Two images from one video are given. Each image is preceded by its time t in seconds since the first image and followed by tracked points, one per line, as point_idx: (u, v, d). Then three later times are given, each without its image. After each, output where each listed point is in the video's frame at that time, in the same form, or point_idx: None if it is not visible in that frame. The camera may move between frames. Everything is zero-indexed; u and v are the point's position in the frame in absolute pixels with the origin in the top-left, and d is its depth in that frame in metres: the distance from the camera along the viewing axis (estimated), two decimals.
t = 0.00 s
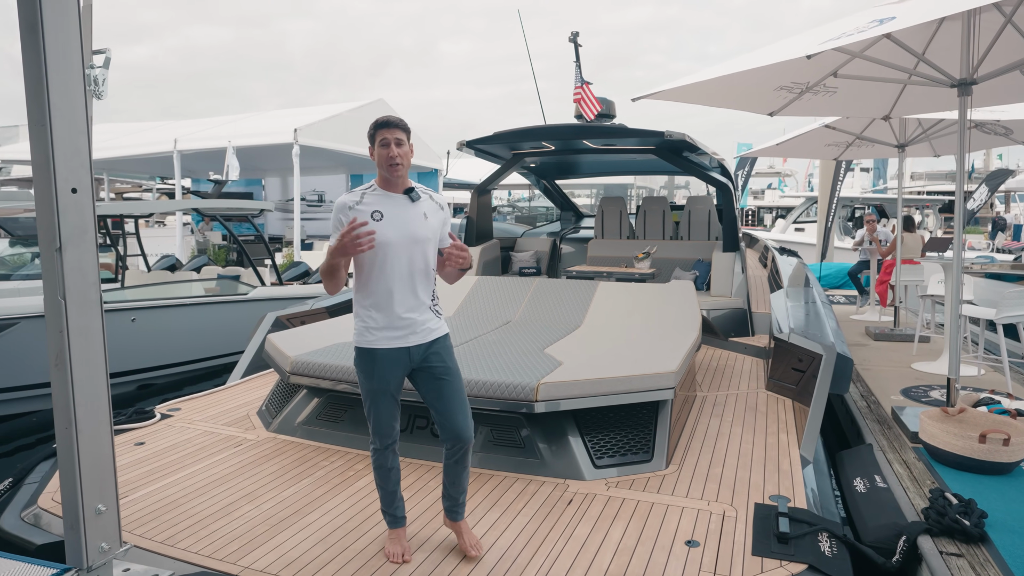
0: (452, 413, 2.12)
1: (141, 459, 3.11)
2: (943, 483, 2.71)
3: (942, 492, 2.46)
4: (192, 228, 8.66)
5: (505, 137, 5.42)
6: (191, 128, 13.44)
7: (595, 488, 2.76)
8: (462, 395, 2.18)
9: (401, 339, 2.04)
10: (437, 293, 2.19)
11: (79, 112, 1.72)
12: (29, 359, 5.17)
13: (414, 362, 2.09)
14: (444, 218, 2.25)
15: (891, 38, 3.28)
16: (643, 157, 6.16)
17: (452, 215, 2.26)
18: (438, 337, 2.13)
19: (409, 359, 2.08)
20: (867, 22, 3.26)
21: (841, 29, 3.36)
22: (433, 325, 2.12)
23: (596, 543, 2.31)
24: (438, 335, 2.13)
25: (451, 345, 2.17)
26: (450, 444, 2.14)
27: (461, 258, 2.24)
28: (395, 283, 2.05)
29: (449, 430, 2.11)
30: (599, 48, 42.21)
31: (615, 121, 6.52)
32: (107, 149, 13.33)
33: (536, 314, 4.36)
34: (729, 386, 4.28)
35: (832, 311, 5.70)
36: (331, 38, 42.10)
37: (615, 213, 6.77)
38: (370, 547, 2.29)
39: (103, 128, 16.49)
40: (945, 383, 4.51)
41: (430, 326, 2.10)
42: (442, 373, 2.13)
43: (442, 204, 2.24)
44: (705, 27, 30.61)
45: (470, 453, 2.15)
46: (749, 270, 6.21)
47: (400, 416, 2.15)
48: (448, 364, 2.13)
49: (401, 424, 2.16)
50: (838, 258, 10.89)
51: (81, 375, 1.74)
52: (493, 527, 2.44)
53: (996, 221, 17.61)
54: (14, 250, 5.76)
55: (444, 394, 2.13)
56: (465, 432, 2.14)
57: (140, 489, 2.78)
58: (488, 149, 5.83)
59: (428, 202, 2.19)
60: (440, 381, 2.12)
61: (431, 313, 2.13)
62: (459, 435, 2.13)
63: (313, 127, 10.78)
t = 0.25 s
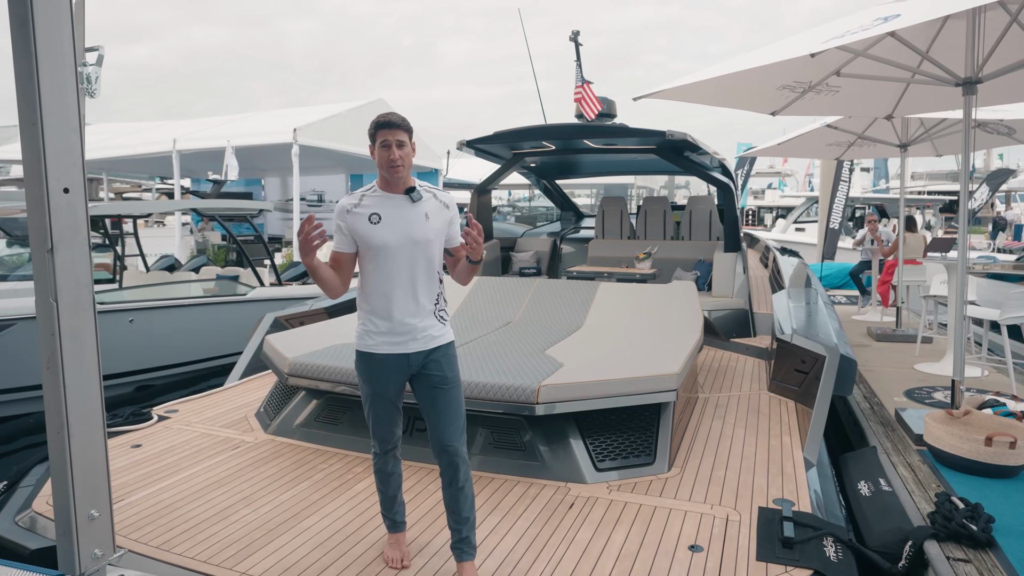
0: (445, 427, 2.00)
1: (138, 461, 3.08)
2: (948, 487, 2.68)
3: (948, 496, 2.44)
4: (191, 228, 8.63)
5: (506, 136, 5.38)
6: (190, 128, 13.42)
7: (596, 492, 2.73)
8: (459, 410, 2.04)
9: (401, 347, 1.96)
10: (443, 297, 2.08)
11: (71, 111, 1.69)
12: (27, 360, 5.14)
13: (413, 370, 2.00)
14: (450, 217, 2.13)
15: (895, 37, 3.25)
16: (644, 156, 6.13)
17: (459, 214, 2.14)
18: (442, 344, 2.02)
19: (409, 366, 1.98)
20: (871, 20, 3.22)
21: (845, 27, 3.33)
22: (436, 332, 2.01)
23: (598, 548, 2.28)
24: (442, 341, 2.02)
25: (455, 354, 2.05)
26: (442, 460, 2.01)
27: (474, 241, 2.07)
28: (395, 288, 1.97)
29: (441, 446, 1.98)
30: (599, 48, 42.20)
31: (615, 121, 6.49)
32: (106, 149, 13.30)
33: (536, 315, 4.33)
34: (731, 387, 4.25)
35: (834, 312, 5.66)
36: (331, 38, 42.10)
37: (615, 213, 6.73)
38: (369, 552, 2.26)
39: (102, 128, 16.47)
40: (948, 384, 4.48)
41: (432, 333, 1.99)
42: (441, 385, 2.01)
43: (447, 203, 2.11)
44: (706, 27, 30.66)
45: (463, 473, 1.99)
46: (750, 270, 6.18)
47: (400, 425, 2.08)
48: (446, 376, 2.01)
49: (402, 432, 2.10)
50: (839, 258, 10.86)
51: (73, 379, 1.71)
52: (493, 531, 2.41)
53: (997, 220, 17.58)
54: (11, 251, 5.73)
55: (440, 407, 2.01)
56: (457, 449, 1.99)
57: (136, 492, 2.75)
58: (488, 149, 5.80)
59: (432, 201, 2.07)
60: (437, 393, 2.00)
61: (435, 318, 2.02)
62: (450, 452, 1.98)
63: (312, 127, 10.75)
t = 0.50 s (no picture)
0: (448, 441, 1.90)
1: (133, 464, 3.05)
2: (953, 490, 2.65)
3: (953, 500, 2.40)
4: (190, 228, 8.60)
5: (505, 136, 5.36)
6: (189, 128, 13.38)
7: (597, 495, 2.70)
8: (464, 424, 1.95)
9: (407, 353, 1.88)
10: (455, 302, 1.98)
11: (62, 109, 1.65)
12: (24, 361, 5.11)
13: (419, 379, 1.92)
14: (463, 218, 2.04)
15: (898, 35, 3.22)
16: (644, 156, 6.10)
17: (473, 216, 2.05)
18: (451, 351, 1.92)
19: (415, 375, 1.90)
20: (874, 18, 3.20)
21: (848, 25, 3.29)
22: (444, 339, 1.92)
23: (599, 552, 2.25)
24: (451, 348, 1.93)
25: (464, 365, 1.96)
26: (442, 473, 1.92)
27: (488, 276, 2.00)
28: (403, 292, 1.90)
29: (442, 459, 1.89)
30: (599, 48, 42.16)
31: (615, 121, 6.46)
32: (105, 148, 13.28)
33: (537, 316, 4.30)
34: (733, 388, 4.22)
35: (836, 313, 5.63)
36: (331, 39, 42.08)
37: (616, 213, 6.70)
38: (367, 556, 2.23)
39: (101, 127, 16.42)
40: (951, 385, 4.45)
41: (440, 340, 1.90)
42: (447, 398, 1.92)
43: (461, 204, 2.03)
44: (706, 27, 30.63)
45: (463, 489, 1.90)
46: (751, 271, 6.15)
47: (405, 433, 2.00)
48: (453, 388, 1.92)
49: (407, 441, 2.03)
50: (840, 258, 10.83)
51: (65, 382, 1.68)
52: (493, 535, 2.38)
53: (997, 220, 17.55)
54: (9, 251, 5.70)
55: (445, 420, 1.92)
56: (458, 464, 1.90)
57: (132, 495, 2.72)
58: (488, 149, 5.77)
59: (443, 201, 1.98)
60: (442, 405, 1.91)
61: (444, 323, 1.93)
62: (450, 466, 1.89)
63: (311, 127, 10.71)
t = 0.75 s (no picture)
0: (454, 450, 1.82)
1: (129, 466, 3.02)
2: (957, 493, 2.63)
3: (957, 503, 2.38)
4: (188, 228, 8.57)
5: (504, 136, 5.33)
6: (188, 129, 13.36)
7: (596, 498, 2.67)
8: (472, 436, 1.85)
9: (416, 356, 1.80)
10: (468, 303, 1.87)
11: (51, 107, 1.61)
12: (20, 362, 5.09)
13: (429, 386, 1.83)
14: (477, 214, 1.91)
15: (899, 33, 3.20)
16: (644, 156, 6.07)
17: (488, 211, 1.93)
18: (463, 355, 1.82)
19: (425, 381, 1.82)
20: (875, 16, 3.17)
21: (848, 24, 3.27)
22: (456, 342, 1.82)
23: (598, 556, 2.23)
24: (463, 352, 1.82)
25: (476, 374, 1.85)
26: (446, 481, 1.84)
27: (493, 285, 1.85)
28: (412, 292, 1.81)
29: (446, 468, 1.82)
30: (599, 48, 42.14)
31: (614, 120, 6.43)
32: (105, 149, 13.27)
33: (536, 316, 4.27)
34: (734, 389, 4.19)
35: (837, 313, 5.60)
36: (331, 39, 42.06)
37: (615, 213, 6.68)
38: (363, 561, 2.20)
39: (99, 128, 16.40)
40: (953, 386, 4.42)
41: (451, 343, 1.81)
42: (456, 407, 1.82)
43: (475, 199, 1.91)
44: (705, 27, 30.61)
45: (465, 498, 1.82)
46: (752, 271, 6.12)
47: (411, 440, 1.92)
48: (463, 398, 1.82)
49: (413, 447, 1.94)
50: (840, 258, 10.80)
51: (54, 386, 1.65)
52: (491, 539, 2.35)
53: (997, 220, 17.52)
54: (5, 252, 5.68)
55: (452, 430, 1.83)
56: (463, 475, 1.82)
57: (127, 498, 2.69)
58: (487, 148, 5.74)
59: (456, 196, 1.87)
60: (450, 414, 1.82)
61: (456, 326, 1.83)
62: (454, 476, 1.81)
63: (310, 127, 10.68)
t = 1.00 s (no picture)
0: (462, 458, 1.73)
1: (123, 469, 2.99)
2: (960, 497, 2.60)
3: (962, 508, 2.35)
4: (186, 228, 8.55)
5: (503, 135, 5.29)
6: (187, 129, 13.34)
7: (595, 502, 2.63)
8: (478, 445, 1.75)
9: (423, 363, 1.70)
10: (479, 309, 1.77)
11: (39, 105, 1.56)
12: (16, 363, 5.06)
13: (433, 394, 1.73)
14: (491, 215, 1.81)
15: (902, 31, 3.17)
16: (645, 156, 6.03)
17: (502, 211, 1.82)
18: (473, 364, 1.72)
19: (428, 388, 1.72)
20: (878, 14, 3.14)
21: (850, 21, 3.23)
22: (466, 349, 1.71)
23: (597, 562, 2.19)
24: (473, 361, 1.72)
25: (484, 383, 1.75)
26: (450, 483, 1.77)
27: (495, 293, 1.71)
28: (421, 296, 1.71)
29: (450, 474, 1.74)
30: (599, 48, 42.12)
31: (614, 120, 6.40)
32: (103, 149, 13.23)
33: (535, 317, 4.24)
34: (734, 391, 4.16)
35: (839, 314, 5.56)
36: (331, 40, 42.05)
37: (615, 213, 6.64)
38: (357, 567, 2.16)
39: (99, 128, 16.39)
40: (956, 388, 4.38)
41: (460, 350, 1.70)
42: (462, 416, 1.72)
43: (489, 199, 1.81)
44: (706, 27, 30.59)
45: (469, 502, 1.75)
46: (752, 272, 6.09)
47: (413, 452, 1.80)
48: (470, 407, 1.72)
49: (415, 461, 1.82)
50: (841, 258, 10.77)
51: (41, 390, 1.59)
52: (488, 544, 2.31)
53: (998, 220, 17.50)
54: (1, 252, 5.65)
55: (456, 438, 1.74)
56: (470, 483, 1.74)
57: (119, 502, 2.65)
58: (486, 148, 5.71)
59: (467, 196, 1.77)
60: (457, 421, 1.72)
61: (466, 333, 1.73)
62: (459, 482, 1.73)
63: (309, 127, 10.65)
